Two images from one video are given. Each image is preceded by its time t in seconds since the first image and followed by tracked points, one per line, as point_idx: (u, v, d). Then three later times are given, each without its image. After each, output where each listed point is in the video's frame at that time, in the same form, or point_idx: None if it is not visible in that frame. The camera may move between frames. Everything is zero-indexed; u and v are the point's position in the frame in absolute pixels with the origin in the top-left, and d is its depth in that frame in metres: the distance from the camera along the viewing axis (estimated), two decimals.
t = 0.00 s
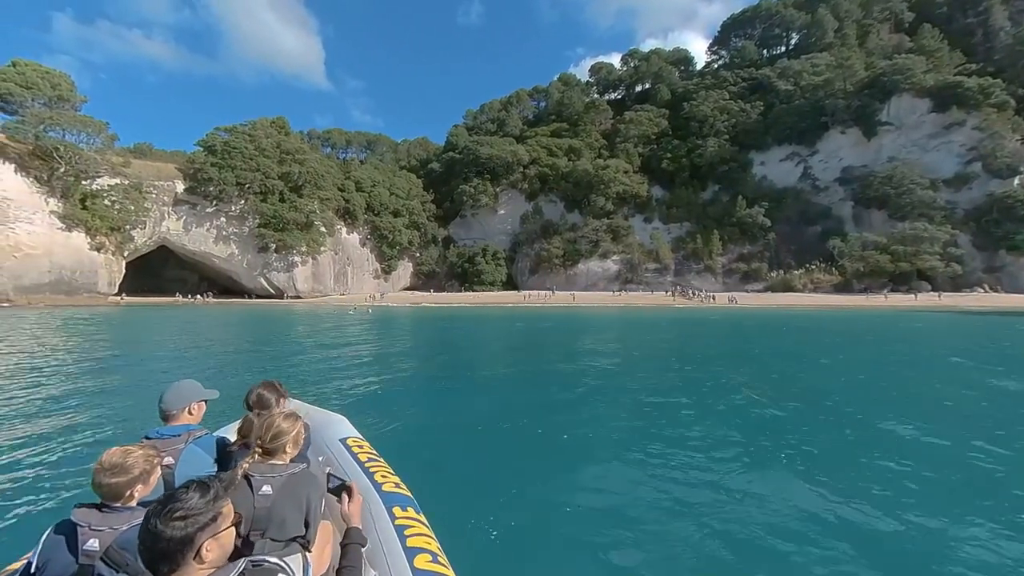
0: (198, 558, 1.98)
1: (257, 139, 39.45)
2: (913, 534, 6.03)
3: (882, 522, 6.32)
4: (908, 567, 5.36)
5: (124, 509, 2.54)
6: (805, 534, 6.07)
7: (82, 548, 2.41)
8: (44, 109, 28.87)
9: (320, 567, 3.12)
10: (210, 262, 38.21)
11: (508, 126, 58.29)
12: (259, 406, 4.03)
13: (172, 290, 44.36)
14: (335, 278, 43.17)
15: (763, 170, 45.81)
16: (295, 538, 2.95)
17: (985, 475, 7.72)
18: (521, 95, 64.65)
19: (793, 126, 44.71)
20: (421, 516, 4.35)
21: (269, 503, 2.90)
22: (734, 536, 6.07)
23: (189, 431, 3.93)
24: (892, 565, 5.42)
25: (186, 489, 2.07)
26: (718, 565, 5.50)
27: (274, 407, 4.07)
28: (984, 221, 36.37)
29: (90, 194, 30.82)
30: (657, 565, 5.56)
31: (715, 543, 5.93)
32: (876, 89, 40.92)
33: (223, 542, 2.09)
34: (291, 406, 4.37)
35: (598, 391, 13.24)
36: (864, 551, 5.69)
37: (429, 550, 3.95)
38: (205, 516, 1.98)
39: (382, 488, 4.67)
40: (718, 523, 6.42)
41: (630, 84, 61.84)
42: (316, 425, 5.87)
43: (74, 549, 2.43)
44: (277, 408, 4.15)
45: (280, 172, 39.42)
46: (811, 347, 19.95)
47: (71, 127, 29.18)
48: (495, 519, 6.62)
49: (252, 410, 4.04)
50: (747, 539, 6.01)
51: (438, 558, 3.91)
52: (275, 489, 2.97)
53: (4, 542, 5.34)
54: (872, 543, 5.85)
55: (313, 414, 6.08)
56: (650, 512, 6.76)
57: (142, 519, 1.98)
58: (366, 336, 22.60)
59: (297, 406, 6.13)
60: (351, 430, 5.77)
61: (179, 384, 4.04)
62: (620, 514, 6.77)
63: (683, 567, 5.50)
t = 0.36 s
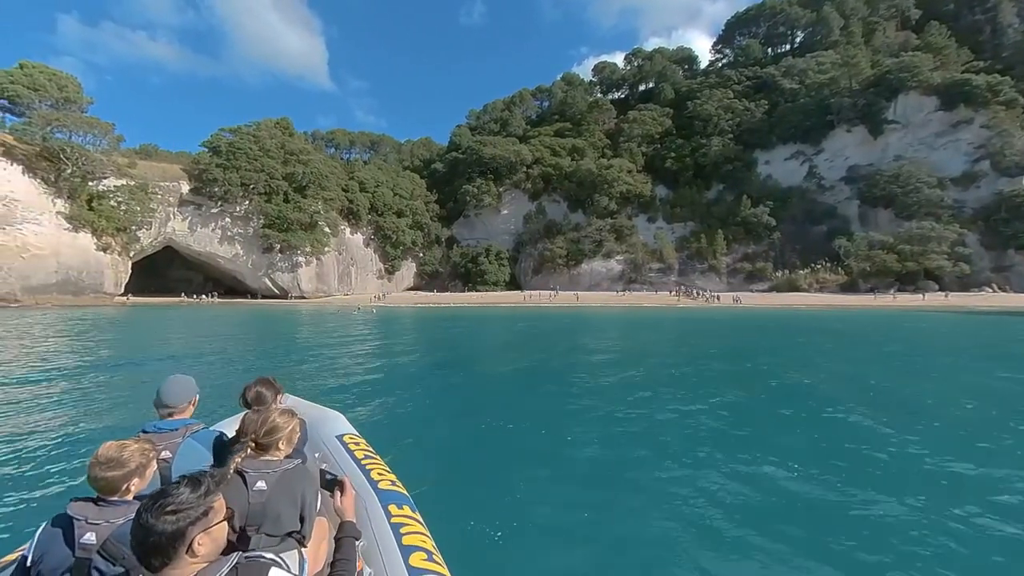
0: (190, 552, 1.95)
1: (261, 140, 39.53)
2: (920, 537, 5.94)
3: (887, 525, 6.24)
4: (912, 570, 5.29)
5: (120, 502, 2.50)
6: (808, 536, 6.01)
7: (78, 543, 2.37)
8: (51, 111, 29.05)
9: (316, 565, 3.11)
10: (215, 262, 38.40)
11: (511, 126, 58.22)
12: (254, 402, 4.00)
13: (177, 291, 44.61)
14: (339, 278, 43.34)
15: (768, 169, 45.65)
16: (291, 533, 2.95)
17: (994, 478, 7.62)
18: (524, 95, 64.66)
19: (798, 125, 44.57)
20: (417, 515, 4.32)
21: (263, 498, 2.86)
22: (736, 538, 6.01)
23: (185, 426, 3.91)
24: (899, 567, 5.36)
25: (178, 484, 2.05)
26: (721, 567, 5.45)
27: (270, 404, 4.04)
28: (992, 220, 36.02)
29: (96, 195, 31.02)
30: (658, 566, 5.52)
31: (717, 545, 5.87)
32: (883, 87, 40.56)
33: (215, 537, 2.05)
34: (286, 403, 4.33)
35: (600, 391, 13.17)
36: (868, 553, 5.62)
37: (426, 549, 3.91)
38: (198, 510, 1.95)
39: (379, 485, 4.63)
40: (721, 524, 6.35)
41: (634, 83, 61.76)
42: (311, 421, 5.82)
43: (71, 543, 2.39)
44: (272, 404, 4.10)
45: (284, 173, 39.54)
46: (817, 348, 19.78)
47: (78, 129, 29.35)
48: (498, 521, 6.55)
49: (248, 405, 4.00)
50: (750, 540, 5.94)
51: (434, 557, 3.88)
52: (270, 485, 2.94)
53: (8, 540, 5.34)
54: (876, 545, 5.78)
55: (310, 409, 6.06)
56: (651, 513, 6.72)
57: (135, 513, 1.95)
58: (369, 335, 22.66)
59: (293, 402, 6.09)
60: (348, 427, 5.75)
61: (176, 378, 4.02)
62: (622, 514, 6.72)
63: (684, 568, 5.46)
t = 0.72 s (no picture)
0: (188, 551, 1.92)
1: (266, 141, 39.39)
2: (928, 539, 5.86)
3: (895, 526, 6.16)
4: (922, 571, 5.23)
5: (117, 497, 2.47)
6: (814, 537, 5.95)
7: (73, 537, 2.32)
8: (57, 112, 29.20)
9: (308, 567, 3.19)
10: (219, 262, 38.56)
11: (514, 125, 58.16)
12: (251, 399, 3.95)
13: (182, 291, 44.85)
14: (342, 278, 43.46)
15: (773, 168, 45.41)
16: (287, 532, 2.93)
17: (1005, 479, 7.53)
18: (527, 95, 64.63)
19: (802, 124, 44.29)
20: (411, 514, 4.27)
21: (261, 497, 2.83)
22: (741, 538, 5.95)
23: (184, 420, 3.90)
24: (909, 568, 5.29)
25: (176, 483, 2.02)
26: (726, 567, 5.39)
27: (268, 401, 4.01)
28: (1000, 219, 35.70)
29: (102, 196, 31.17)
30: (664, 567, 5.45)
31: (722, 545, 5.82)
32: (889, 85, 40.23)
33: (213, 537, 2.02)
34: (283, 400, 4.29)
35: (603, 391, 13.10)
36: (875, 555, 5.55)
37: (419, 548, 3.86)
38: (196, 509, 1.91)
39: (373, 485, 4.60)
40: (726, 525, 6.28)
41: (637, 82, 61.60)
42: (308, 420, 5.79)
43: (65, 538, 2.34)
44: (270, 401, 4.06)
45: (288, 173, 39.62)
46: (821, 347, 19.66)
47: (84, 130, 29.49)
48: (503, 526, 6.38)
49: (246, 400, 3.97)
50: (756, 541, 5.87)
51: (428, 557, 3.81)
52: (269, 483, 2.89)
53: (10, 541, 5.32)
54: (884, 547, 5.70)
55: (307, 407, 6.04)
56: (656, 513, 6.66)
57: (132, 512, 1.91)
58: (373, 335, 22.67)
59: (289, 400, 6.06)
60: (344, 426, 5.72)
61: (173, 373, 3.97)
62: (626, 515, 6.65)
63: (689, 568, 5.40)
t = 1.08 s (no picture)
0: (179, 556, 1.86)
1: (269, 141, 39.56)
2: (934, 544, 5.80)
3: (900, 531, 6.11)
4: None
5: (103, 501, 2.36)
6: (818, 541, 5.92)
7: (57, 543, 2.23)
8: (62, 113, 29.36)
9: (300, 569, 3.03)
10: (223, 262, 38.67)
11: (517, 125, 58.08)
12: (244, 401, 3.86)
13: (187, 291, 45.04)
14: (345, 278, 43.53)
15: (777, 168, 45.19)
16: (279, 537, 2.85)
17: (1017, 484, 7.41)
18: (530, 95, 64.56)
19: (807, 122, 44.01)
20: (405, 515, 4.23)
21: (255, 501, 2.77)
22: (745, 542, 5.91)
23: (175, 423, 3.77)
24: None
25: (168, 487, 1.96)
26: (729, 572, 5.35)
27: (262, 403, 3.91)
28: (1008, 218, 35.36)
29: (107, 197, 31.29)
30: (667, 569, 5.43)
31: (726, 548, 5.80)
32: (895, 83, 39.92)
33: (205, 541, 1.96)
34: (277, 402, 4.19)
35: (606, 392, 12.98)
36: (881, 561, 5.49)
37: (412, 549, 3.85)
38: (187, 514, 1.86)
39: (365, 486, 4.50)
40: (730, 528, 6.24)
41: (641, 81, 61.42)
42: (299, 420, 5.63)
43: (49, 545, 2.25)
44: (263, 403, 3.96)
45: (292, 174, 39.68)
46: (827, 348, 19.47)
47: (89, 131, 29.60)
48: (503, 531, 6.25)
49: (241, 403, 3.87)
50: (760, 545, 5.83)
51: (421, 557, 3.82)
52: (263, 487, 2.84)
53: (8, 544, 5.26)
54: (889, 551, 5.66)
55: (298, 408, 5.87)
56: (662, 517, 6.58)
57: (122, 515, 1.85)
58: (376, 335, 22.66)
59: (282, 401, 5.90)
60: (338, 428, 5.56)
61: (165, 375, 3.83)
62: (631, 518, 6.57)
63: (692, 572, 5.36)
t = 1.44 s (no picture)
0: (157, 568, 1.90)
1: (272, 141, 39.64)
2: (936, 545, 5.75)
3: (902, 531, 6.07)
4: None
5: (74, 516, 2.33)
6: (818, 540, 5.88)
7: (26, 562, 2.17)
8: (67, 114, 29.47)
9: None
10: (226, 262, 38.77)
11: (519, 125, 57.99)
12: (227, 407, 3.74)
13: (190, 292, 45.18)
14: (348, 279, 43.58)
15: (781, 167, 44.97)
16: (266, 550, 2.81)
17: None
18: (532, 94, 64.50)
19: (812, 121, 43.75)
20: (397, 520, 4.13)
21: (240, 512, 2.73)
22: (744, 540, 5.89)
23: (152, 434, 3.71)
24: None
25: (144, 498, 1.99)
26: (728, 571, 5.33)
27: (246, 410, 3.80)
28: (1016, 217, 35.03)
29: (111, 197, 31.37)
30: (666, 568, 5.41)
31: (725, 546, 5.78)
32: (901, 81, 39.64)
33: (182, 553, 2.01)
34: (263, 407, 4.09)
35: (608, 391, 12.92)
36: (882, 561, 5.46)
37: (404, 554, 3.78)
38: (165, 525, 1.90)
39: (356, 491, 4.37)
40: (730, 528, 6.21)
41: (643, 81, 61.30)
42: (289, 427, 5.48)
43: (17, 565, 2.19)
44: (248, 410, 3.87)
45: (295, 174, 39.72)
46: (831, 348, 19.33)
47: (93, 132, 29.70)
48: (505, 534, 6.12)
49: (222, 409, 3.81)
50: (759, 544, 5.81)
51: (413, 562, 3.76)
52: (249, 497, 2.79)
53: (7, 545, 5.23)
54: (889, 551, 5.64)
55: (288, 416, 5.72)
56: (668, 516, 6.51)
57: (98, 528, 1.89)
58: (378, 335, 22.64)
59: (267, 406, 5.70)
60: (327, 431, 5.40)
61: (140, 385, 3.76)
62: (635, 518, 6.51)
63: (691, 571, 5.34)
